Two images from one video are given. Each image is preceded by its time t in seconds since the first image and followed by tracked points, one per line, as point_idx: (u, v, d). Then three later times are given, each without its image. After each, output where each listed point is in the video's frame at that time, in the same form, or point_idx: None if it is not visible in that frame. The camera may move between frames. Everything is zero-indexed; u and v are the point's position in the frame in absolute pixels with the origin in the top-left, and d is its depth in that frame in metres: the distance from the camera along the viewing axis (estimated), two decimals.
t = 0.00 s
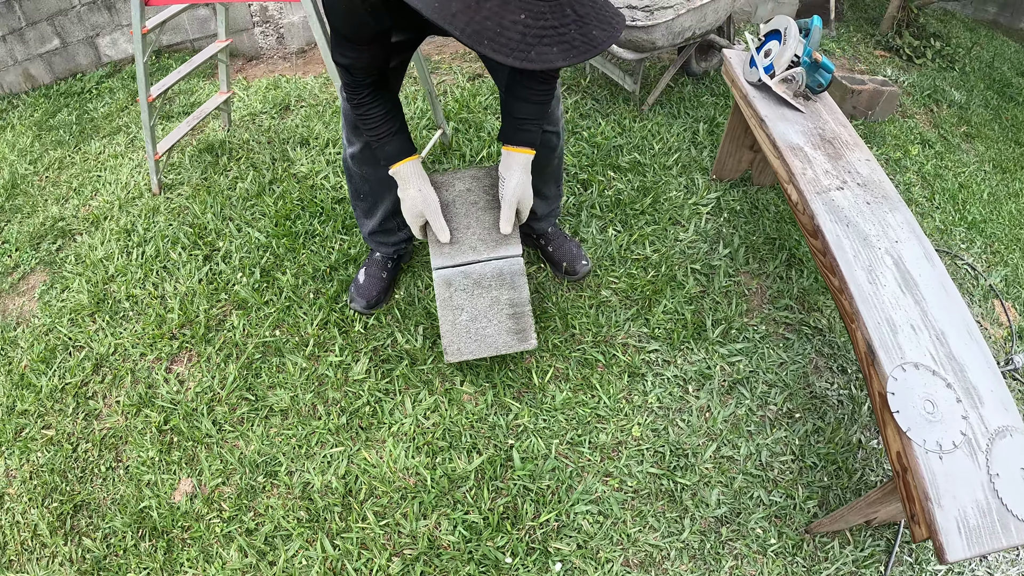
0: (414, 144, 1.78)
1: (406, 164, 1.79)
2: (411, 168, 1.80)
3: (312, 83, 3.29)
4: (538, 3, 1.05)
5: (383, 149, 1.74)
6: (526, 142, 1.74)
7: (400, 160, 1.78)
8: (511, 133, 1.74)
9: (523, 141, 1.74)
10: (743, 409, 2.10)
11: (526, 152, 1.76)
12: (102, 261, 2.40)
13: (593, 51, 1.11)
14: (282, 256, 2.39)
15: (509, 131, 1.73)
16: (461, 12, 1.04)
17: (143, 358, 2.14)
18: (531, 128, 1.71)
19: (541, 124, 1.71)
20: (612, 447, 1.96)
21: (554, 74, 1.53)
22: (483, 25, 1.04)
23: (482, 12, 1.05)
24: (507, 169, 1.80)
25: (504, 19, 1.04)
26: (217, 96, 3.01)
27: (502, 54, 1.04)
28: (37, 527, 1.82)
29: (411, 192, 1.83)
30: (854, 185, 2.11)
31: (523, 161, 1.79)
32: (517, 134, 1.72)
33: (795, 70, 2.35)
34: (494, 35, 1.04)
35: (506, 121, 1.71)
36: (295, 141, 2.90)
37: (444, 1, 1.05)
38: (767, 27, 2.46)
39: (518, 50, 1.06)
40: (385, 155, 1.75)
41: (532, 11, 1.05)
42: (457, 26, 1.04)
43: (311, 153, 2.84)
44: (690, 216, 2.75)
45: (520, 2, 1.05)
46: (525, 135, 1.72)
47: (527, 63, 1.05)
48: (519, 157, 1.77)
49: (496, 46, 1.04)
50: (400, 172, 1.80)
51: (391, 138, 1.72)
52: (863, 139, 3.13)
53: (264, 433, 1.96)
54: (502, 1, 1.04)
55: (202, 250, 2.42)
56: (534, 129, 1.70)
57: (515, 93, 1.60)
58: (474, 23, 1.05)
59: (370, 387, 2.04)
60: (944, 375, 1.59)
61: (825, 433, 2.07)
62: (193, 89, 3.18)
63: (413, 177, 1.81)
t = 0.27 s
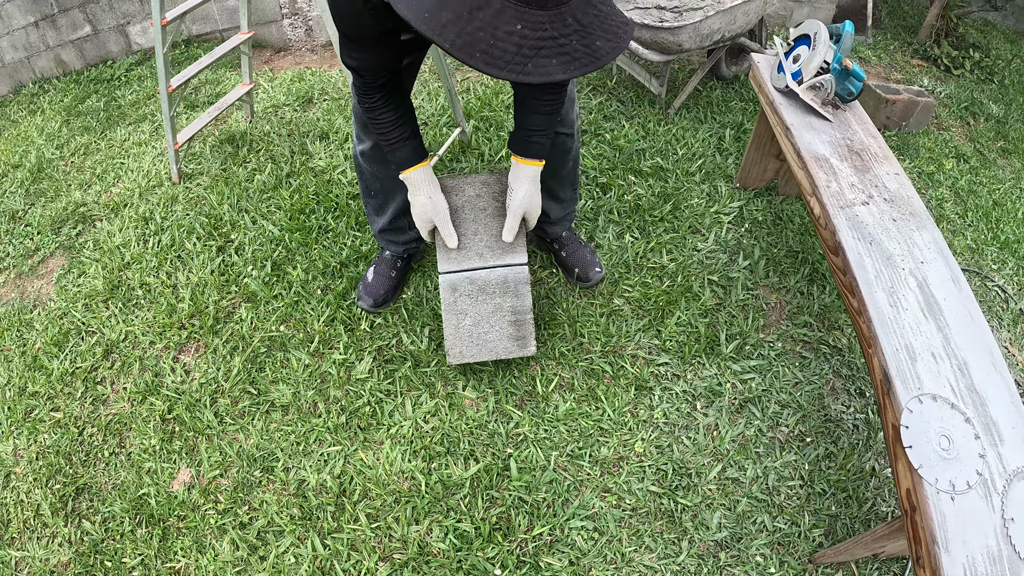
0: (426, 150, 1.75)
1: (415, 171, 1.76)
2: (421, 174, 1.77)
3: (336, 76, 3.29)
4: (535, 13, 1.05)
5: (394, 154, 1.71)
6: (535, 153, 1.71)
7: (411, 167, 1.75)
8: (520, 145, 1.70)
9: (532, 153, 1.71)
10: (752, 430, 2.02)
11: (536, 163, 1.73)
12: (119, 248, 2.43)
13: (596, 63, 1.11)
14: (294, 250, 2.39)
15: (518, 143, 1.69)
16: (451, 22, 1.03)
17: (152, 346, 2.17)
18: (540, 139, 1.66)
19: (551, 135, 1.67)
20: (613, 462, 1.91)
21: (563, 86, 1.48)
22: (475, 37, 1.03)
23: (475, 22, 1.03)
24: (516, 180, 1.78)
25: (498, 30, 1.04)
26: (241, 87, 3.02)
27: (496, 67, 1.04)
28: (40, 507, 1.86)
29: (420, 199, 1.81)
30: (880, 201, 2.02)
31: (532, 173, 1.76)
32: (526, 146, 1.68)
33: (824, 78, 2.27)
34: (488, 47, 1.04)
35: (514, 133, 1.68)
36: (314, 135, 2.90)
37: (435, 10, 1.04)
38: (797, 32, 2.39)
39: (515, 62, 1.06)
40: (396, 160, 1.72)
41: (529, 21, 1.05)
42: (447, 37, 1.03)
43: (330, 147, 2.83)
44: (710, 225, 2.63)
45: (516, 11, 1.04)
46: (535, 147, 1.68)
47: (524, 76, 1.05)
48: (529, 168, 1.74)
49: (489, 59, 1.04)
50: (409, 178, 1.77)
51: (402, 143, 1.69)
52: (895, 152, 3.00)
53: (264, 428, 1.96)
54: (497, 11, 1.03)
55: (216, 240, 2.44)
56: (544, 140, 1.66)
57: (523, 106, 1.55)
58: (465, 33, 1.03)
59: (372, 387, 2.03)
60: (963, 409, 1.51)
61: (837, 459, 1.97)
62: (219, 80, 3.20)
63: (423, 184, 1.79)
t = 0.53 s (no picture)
0: (421, 149, 1.72)
1: (411, 170, 1.73)
2: (418, 174, 1.74)
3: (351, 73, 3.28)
4: (521, 28, 1.02)
5: (388, 154, 1.67)
6: (538, 154, 1.65)
7: (406, 166, 1.72)
8: (523, 146, 1.64)
9: (535, 154, 1.65)
10: (754, 452, 1.93)
11: (537, 165, 1.69)
12: (128, 241, 2.46)
13: (587, 80, 1.08)
14: (298, 249, 2.39)
15: (520, 143, 1.63)
16: (429, 37, 1.01)
17: (154, 340, 2.18)
18: (544, 139, 1.61)
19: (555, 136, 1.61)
20: (607, 479, 1.86)
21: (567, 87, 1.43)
22: (456, 53, 1.01)
23: (455, 37, 1.01)
24: (515, 182, 1.74)
25: (480, 46, 1.01)
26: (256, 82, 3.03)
27: (477, 85, 1.01)
28: (38, 495, 1.89)
29: (415, 198, 1.78)
30: (899, 218, 1.92)
31: (533, 174, 1.72)
32: (529, 146, 1.62)
33: (845, 85, 2.20)
34: (469, 63, 1.01)
35: (517, 134, 1.62)
36: (325, 133, 2.89)
37: (414, 24, 1.02)
38: (817, 37, 2.31)
39: (498, 79, 1.03)
40: (390, 160, 1.69)
41: (513, 35, 1.02)
42: (425, 53, 1.01)
43: (340, 145, 2.82)
44: (723, 236, 2.53)
45: (501, 24, 1.01)
46: (538, 148, 1.63)
47: (506, 94, 1.02)
48: (529, 170, 1.71)
49: (470, 76, 1.01)
50: (405, 179, 1.74)
51: (396, 142, 1.66)
52: (921, 164, 2.88)
53: (257, 428, 1.96)
54: (479, 25, 1.01)
55: (223, 237, 2.45)
56: (547, 141, 1.61)
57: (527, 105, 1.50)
58: (444, 49, 1.01)
59: (366, 392, 2.01)
60: (974, 446, 1.43)
61: (841, 486, 1.86)
62: (237, 75, 3.22)
63: (419, 184, 1.76)
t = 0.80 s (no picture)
0: (412, 161, 1.74)
1: (402, 181, 1.74)
2: (407, 185, 1.74)
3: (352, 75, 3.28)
4: (500, 52, 1.00)
5: (380, 163, 1.69)
6: (525, 159, 1.68)
7: (397, 177, 1.74)
8: (512, 153, 1.68)
9: (523, 159, 1.68)
10: (746, 466, 1.90)
11: (527, 171, 1.71)
12: (126, 243, 2.47)
13: (570, 104, 1.08)
14: (292, 253, 2.39)
15: (509, 147, 1.68)
16: (405, 63, 1.01)
17: (148, 342, 2.19)
18: (530, 144, 1.65)
19: (542, 143, 1.66)
20: (595, 492, 1.85)
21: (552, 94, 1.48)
22: (432, 79, 1.00)
23: (431, 62, 1.00)
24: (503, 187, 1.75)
25: (458, 72, 1.00)
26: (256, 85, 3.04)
27: (455, 111, 1.01)
28: (30, 494, 1.89)
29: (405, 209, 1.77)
30: (898, 230, 1.88)
31: (519, 180, 1.72)
32: (517, 150, 1.66)
33: (845, 92, 2.18)
34: (446, 90, 1.01)
35: (506, 141, 1.68)
36: (323, 136, 2.89)
37: (389, 50, 1.02)
38: (818, 44, 2.30)
39: (477, 104, 1.02)
40: (381, 169, 1.70)
41: (492, 60, 1.00)
42: (402, 79, 1.01)
43: (337, 149, 2.83)
44: (721, 245, 2.51)
45: (479, 49, 1.00)
46: (526, 153, 1.67)
47: (485, 121, 1.02)
48: (516, 176, 1.71)
49: (448, 102, 1.01)
50: (395, 189, 1.74)
51: (388, 153, 1.68)
52: (924, 172, 2.85)
53: (246, 432, 1.96)
54: (457, 50, 0.99)
55: (218, 239, 2.45)
56: (535, 145, 1.64)
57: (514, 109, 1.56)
58: (420, 75, 1.01)
59: (356, 399, 2.01)
60: (969, 467, 1.37)
61: (835, 501, 1.82)
62: (238, 76, 3.24)
63: (409, 192, 1.75)
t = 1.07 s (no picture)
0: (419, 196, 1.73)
1: (406, 217, 1.74)
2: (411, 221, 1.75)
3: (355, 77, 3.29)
4: (501, 58, 1.01)
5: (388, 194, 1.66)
6: (529, 203, 1.65)
7: (403, 212, 1.73)
8: (514, 198, 1.66)
9: (526, 203, 1.65)
10: (742, 473, 1.90)
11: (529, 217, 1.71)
12: (129, 243, 2.49)
13: (571, 110, 1.09)
14: (294, 256, 2.41)
15: (511, 193, 1.64)
16: (406, 68, 1.02)
17: (149, 343, 2.20)
18: (533, 191, 1.62)
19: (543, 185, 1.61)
20: (592, 497, 1.86)
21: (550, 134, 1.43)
22: (433, 85, 1.02)
23: (432, 67, 1.01)
24: (509, 233, 1.77)
25: (459, 78, 1.01)
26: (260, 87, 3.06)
27: (455, 117, 1.03)
28: (31, 493, 1.91)
29: (411, 245, 1.81)
30: (898, 240, 1.89)
31: (525, 228, 1.75)
32: (520, 197, 1.63)
33: (846, 101, 2.20)
34: (447, 95, 1.02)
35: (507, 185, 1.64)
36: (326, 139, 2.91)
37: (390, 55, 1.03)
38: (819, 51, 2.31)
39: (477, 110, 1.04)
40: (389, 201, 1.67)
41: (493, 66, 1.01)
42: (402, 84, 1.02)
43: (340, 151, 2.84)
44: (721, 251, 2.51)
45: (479, 55, 1.01)
46: (528, 198, 1.63)
47: (486, 126, 1.03)
48: (520, 222, 1.73)
49: (448, 107, 1.02)
50: (400, 224, 1.76)
51: (395, 185, 1.65)
52: (925, 180, 2.85)
53: (246, 433, 1.97)
54: (457, 55, 1.00)
55: (220, 241, 2.47)
56: (536, 193, 1.62)
57: (515, 161, 1.52)
58: (421, 80, 1.02)
59: (355, 402, 2.02)
60: (964, 478, 1.38)
61: (831, 509, 1.83)
62: (242, 78, 3.25)
63: (413, 229, 1.78)
